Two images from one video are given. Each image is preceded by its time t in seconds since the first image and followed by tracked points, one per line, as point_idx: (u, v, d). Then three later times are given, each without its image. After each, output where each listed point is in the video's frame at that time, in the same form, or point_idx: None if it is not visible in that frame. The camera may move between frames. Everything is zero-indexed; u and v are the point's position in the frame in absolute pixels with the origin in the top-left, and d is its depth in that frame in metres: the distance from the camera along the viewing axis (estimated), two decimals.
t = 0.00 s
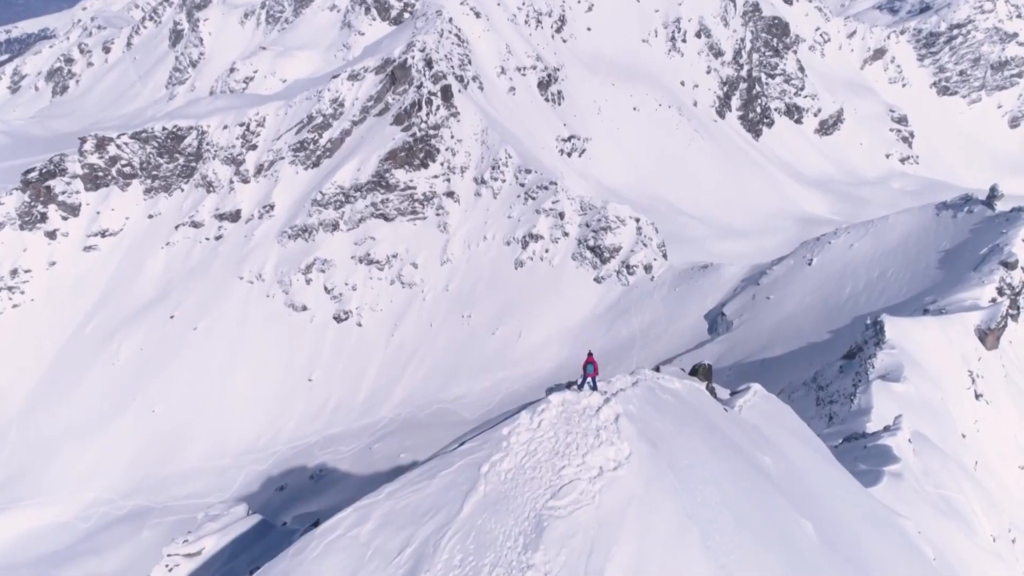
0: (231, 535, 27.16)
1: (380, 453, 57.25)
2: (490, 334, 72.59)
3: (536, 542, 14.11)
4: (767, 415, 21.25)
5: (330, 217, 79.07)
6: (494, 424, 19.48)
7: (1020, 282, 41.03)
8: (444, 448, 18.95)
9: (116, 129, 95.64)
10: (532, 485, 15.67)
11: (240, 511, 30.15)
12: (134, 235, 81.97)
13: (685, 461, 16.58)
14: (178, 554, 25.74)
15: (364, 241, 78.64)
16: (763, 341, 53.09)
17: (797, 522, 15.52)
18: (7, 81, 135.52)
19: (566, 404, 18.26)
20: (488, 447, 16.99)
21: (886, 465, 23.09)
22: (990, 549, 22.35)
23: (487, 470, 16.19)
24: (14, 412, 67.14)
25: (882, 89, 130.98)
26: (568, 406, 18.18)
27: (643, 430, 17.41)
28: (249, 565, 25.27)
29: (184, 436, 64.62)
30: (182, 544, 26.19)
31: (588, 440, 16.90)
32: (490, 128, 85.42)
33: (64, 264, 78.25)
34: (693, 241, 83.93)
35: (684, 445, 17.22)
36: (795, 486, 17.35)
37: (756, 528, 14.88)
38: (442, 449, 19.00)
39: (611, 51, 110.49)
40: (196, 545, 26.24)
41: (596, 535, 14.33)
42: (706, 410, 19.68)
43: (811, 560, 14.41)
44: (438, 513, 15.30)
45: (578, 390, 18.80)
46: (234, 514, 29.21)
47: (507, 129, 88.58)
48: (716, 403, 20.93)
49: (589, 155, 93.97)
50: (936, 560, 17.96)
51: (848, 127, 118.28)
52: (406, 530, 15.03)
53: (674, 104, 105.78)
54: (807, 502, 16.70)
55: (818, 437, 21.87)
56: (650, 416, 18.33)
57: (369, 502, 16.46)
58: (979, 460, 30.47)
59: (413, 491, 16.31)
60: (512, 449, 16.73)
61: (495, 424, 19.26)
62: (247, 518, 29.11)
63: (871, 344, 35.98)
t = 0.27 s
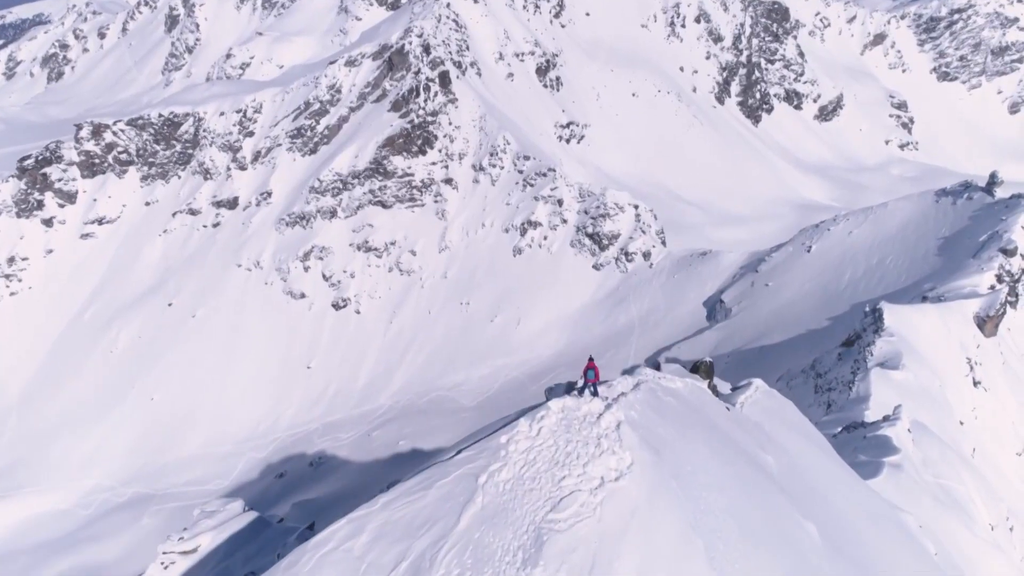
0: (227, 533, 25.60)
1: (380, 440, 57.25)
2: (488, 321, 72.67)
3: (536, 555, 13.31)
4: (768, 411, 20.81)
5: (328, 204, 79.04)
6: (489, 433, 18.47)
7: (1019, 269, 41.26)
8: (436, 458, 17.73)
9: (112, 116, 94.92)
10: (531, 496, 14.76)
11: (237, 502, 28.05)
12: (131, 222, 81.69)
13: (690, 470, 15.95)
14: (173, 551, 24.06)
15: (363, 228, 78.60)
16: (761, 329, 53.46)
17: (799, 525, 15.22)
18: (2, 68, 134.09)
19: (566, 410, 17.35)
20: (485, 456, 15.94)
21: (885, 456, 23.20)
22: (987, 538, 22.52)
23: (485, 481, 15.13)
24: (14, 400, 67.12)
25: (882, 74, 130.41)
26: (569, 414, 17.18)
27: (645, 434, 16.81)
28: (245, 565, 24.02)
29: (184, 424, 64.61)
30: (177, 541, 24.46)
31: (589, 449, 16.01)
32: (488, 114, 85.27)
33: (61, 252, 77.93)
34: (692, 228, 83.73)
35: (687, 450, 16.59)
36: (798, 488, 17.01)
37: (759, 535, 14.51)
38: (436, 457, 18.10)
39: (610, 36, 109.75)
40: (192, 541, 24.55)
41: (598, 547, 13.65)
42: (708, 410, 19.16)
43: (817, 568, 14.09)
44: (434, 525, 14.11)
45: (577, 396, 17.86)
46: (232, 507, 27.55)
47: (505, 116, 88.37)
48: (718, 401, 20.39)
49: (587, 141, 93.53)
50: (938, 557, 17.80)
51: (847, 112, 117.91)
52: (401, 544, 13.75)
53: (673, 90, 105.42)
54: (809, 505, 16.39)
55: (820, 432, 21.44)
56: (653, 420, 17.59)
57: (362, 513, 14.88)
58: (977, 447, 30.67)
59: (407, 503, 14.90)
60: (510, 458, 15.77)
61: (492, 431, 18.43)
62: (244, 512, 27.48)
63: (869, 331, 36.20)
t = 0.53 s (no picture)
0: (223, 531, 27.05)
1: (379, 429, 57.30)
2: (487, 309, 72.61)
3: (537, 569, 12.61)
4: (768, 409, 20.62)
5: (326, 193, 79.02)
6: (487, 439, 17.89)
7: (1018, 257, 41.37)
8: (433, 466, 16.99)
9: (109, 104, 94.31)
10: (531, 507, 14.10)
11: (230, 501, 29.71)
12: (129, 211, 81.56)
13: (692, 476, 15.53)
14: (170, 549, 25.29)
15: (361, 216, 78.65)
16: (760, 317, 53.76)
17: (803, 526, 14.97)
18: None
19: (567, 416, 16.90)
20: (484, 464, 15.27)
21: (885, 448, 23.23)
22: (984, 528, 22.67)
23: (484, 491, 14.44)
24: (14, 390, 67.11)
25: (882, 62, 129.96)
26: (569, 421, 16.66)
27: (646, 437, 16.45)
28: (241, 563, 25.41)
29: (184, 412, 64.70)
30: (173, 538, 25.73)
31: (589, 458, 15.45)
32: (487, 102, 85.31)
33: (59, 241, 77.72)
34: (692, 217, 83.52)
35: (690, 456, 16.18)
36: (799, 488, 16.79)
37: (764, 541, 14.10)
38: (432, 465, 17.44)
39: (610, 24, 109.11)
40: (188, 539, 25.93)
41: (600, 559, 13.06)
42: (709, 410, 18.90)
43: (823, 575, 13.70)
44: (431, 536, 13.37)
45: (577, 401, 17.50)
46: (226, 507, 29.24)
47: (504, 103, 88.18)
48: (719, 399, 20.10)
49: (586, 129, 93.11)
50: (941, 554, 17.54)
51: (848, 100, 117.45)
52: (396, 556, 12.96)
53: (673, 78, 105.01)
54: (811, 504, 16.16)
55: (823, 430, 21.13)
56: (654, 425, 17.15)
57: (357, 523, 14.04)
58: (976, 437, 30.85)
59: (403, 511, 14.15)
60: (509, 467, 15.12)
61: (492, 437, 17.84)
62: (239, 511, 29.16)
63: (869, 319, 36.36)
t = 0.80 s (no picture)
0: (219, 528, 25.99)
1: (378, 416, 57.43)
2: (486, 297, 72.54)
3: None
4: (770, 406, 20.08)
5: (325, 179, 79.00)
6: (485, 447, 16.93)
7: (1018, 245, 41.45)
8: (430, 476, 16.27)
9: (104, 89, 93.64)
10: (530, 521, 13.34)
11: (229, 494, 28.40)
12: (126, 197, 81.35)
13: (696, 485, 14.83)
14: (166, 545, 24.41)
15: (359, 203, 78.62)
16: (760, 303, 54.03)
17: (807, 529, 14.52)
18: None
19: (567, 425, 15.94)
20: (483, 475, 14.51)
21: (886, 440, 23.32)
22: (982, 518, 22.84)
23: (482, 503, 13.74)
24: (14, 378, 67.24)
25: (883, 47, 129.31)
26: (569, 431, 15.66)
27: (651, 444, 15.63)
28: (238, 561, 24.34)
29: (184, 398, 64.89)
30: (169, 536, 24.81)
31: (590, 469, 14.63)
32: (486, 88, 85.13)
33: (56, 228, 77.45)
34: (691, 204, 83.36)
35: (693, 462, 15.48)
36: (801, 488, 16.35)
37: (773, 550, 13.52)
38: (431, 472, 16.92)
39: (609, 9, 108.41)
40: (184, 536, 25.12)
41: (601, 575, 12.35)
42: (711, 409, 18.17)
43: None
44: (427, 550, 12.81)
45: (578, 409, 16.42)
46: (225, 500, 28.05)
47: (503, 89, 87.99)
48: (721, 397, 19.41)
49: (585, 115, 92.68)
50: (941, 550, 17.64)
51: (848, 85, 116.89)
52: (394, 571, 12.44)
53: (673, 63, 104.44)
54: (813, 505, 15.75)
55: (824, 428, 20.71)
56: (657, 430, 16.33)
57: (353, 536, 13.47)
58: (974, 424, 31.09)
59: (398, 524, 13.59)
60: (508, 479, 14.35)
61: (491, 444, 17.00)
62: (237, 507, 27.78)
63: (868, 307, 36.46)
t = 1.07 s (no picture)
0: (217, 525, 23.94)
1: (377, 403, 57.57)
2: (485, 284, 72.48)
3: None
4: (773, 402, 19.70)
5: (323, 166, 78.90)
6: (484, 456, 16.08)
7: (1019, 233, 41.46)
8: (429, 486, 15.46)
9: (101, 75, 92.96)
10: (531, 537, 12.60)
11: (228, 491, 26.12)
12: (123, 184, 81.03)
13: (699, 493, 14.31)
14: (163, 544, 23.08)
15: (358, 190, 78.61)
16: (760, 290, 54.20)
17: (813, 535, 14.19)
18: None
19: (568, 434, 15.11)
20: (482, 487, 13.66)
21: (886, 431, 23.44)
22: (980, 507, 23.09)
23: (480, 517, 12.92)
24: (14, 365, 67.35)
25: (884, 32, 128.63)
26: (570, 439, 14.91)
27: (654, 453, 15.01)
28: (236, 558, 22.16)
29: (185, 384, 65.12)
30: (166, 533, 23.43)
31: (592, 481, 13.89)
32: (485, 74, 84.90)
33: (54, 216, 77.27)
34: (691, 190, 83.13)
35: (697, 469, 14.98)
36: (804, 489, 16.05)
37: (779, 561, 13.07)
38: (428, 483, 16.11)
39: None
40: (181, 533, 23.39)
41: None
42: (714, 409, 17.76)
43: None
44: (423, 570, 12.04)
45: (579, 418, 15.66)
46: (224, 495, 25.99)
47: (502, 75, 87.67)
48: (725, 396, 18.98)
49: (585, 101, 92.23)
50: (944, 546, 17.47)
51: (848, 70, 116.32)
52: None
53: (673, 48, 103.90)
54: (817, 507, 15.45)
55: (828, 424, 20.33)
56: (659, 434, 15.81)
57: (347, 550, 12.68)
58: (973, 412, 31.35)
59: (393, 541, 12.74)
60: (508, 491, 13.55)
61: (489, 453, 16.06)
62: (235, 505, 25.60)
63: (868, 295, 36.49)
